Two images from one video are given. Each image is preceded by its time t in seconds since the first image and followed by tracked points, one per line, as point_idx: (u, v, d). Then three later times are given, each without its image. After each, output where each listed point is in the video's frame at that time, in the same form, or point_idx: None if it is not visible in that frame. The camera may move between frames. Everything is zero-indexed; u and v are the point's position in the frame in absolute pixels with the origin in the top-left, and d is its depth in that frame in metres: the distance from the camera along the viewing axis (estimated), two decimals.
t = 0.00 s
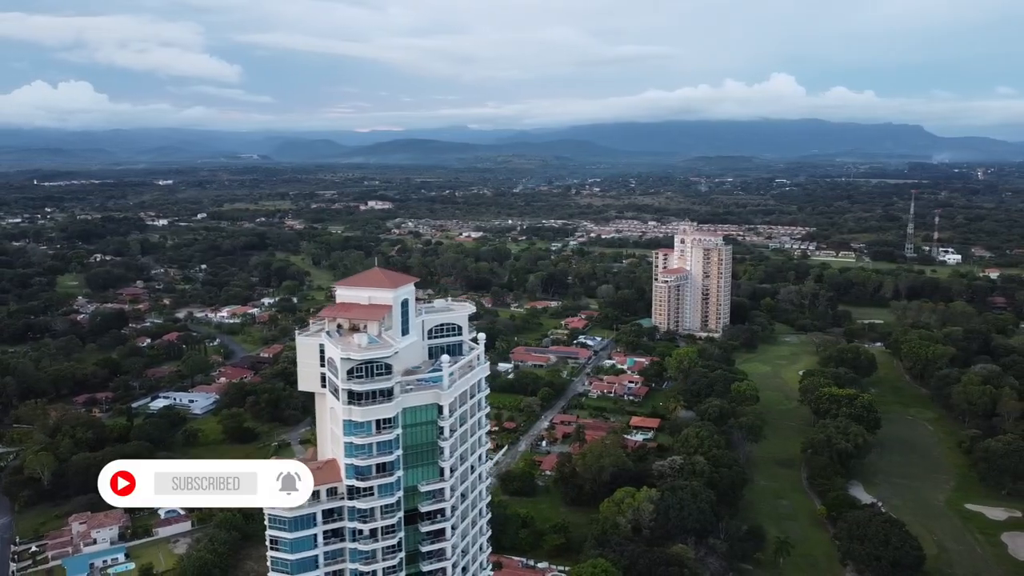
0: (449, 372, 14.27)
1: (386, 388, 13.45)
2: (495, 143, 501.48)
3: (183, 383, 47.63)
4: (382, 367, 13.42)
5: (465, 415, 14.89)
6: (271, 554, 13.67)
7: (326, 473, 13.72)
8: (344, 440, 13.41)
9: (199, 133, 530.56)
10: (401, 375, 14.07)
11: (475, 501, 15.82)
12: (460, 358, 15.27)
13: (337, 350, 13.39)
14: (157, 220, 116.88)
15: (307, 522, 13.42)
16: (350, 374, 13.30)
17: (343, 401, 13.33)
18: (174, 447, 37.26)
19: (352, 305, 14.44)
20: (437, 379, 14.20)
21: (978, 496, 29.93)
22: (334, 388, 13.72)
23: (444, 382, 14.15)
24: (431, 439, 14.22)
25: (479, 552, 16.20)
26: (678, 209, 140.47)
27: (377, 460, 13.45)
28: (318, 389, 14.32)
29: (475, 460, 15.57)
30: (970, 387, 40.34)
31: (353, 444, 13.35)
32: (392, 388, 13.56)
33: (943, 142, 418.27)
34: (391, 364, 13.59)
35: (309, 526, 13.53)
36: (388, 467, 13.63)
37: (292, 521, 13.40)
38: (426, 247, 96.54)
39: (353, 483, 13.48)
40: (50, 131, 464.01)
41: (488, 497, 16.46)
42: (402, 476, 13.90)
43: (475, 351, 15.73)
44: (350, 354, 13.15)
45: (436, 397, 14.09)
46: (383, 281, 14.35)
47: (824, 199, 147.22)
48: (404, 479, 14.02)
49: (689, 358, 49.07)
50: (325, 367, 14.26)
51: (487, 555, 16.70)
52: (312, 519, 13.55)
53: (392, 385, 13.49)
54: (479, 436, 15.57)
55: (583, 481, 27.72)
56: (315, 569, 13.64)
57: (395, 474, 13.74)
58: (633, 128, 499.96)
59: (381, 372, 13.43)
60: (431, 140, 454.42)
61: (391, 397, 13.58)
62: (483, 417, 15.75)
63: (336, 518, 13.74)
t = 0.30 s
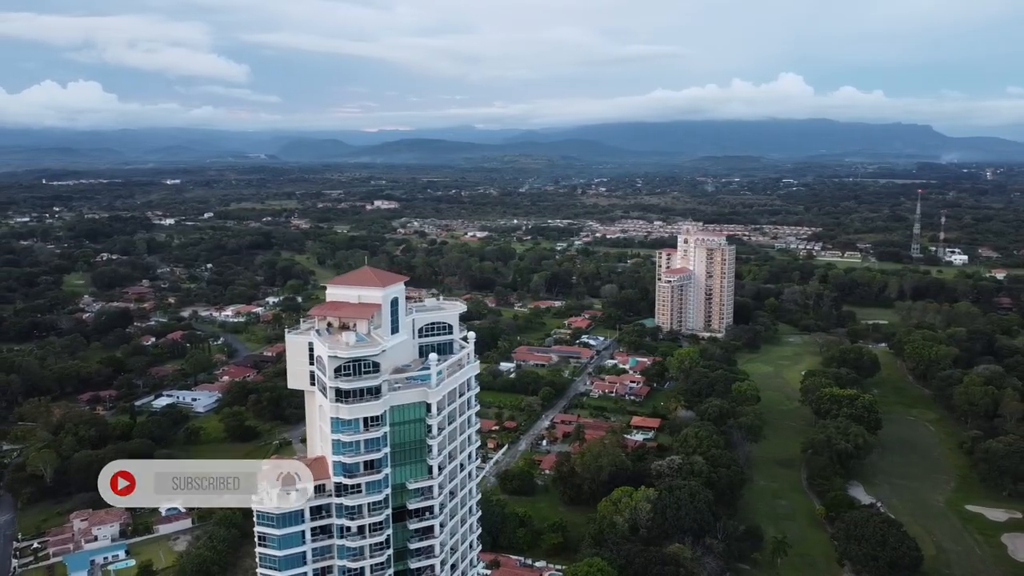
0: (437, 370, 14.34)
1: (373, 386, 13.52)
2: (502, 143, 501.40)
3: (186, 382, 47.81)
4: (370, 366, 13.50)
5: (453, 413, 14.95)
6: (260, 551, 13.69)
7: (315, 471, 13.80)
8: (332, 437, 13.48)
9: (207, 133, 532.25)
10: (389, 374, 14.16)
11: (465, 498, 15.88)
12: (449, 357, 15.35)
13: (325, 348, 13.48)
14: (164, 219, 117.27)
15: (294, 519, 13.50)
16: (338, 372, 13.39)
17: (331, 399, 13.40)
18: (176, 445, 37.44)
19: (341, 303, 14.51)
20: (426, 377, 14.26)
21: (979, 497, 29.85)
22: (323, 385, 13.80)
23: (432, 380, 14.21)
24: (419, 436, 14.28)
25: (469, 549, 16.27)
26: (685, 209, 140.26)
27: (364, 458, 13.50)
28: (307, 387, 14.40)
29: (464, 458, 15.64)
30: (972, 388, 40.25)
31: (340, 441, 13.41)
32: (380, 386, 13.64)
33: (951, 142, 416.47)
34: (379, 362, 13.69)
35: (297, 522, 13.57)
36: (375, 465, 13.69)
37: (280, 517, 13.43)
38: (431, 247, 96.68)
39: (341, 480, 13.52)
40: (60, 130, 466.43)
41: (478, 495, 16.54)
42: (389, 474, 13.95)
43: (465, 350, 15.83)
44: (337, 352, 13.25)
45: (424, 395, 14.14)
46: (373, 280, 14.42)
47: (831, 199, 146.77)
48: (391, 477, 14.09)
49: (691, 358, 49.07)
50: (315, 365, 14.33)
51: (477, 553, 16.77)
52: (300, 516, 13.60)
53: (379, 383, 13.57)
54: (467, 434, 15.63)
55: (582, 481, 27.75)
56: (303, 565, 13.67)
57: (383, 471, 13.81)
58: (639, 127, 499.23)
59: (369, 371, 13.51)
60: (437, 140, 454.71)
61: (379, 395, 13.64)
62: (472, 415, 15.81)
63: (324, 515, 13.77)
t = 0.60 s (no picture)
0: (434, 368, 14.41)
1: (369, 384, 13.62)
2: (516, 143, 501.38)
3: (199, 379, 48.23)
4: (365, 363, 13.62)
5: (451, 411, 15.04)
6: (257, 546, 13.77)
7: (311, 467, 13.83)
8: (328, 434, 13.56)
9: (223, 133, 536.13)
10: (385, 372, 14.28)
11: (463, 496, 15.97)
12: (447, 356, 15.44)
13: (321, 347, 13.60)
14: (180, 218, 118.32)
15: (290, 515, 13.54)
16: (333, 370, 13.51)
17: (327, 397, 13.51)
18: (187, 442, 37.77)
19: (339, 301, 14.61)
20: (422, 375, 14.34)
21: (990, 500, 29.57)
22: (319, 383, 13.92)
23: (428, 378, 14.29)
24: (416, 434, 14.36)
25: (466, 546, 16.35)
26: (699, 209, 139.66)
27: (360, 455, 13.58)
28: (306, 384, 14.54)
29: (462, 456, 15.71)
30: (985, 390, 39.87)
31: (336, 438, 13.49)
32: (376, 384, 13.73)
33: (971, 142, 411.90)
34: (375, 359, 13.82)
35: (294, 518, 13.65)
36: (371, 462, 13.78)
37: (276, 514, 13.49)
38: (444, 246, 96.89)
39: (337, 477, 13.61)
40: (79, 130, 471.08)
41: (476, 492, 16.64)
42: (385, 471, 14.05)
43: (464, 348, 15.92)
44: (333, 349, 13.40)
45: (420, 393, 14.22)
46: (370, 279, 14.51)
47: (848, 200, 145.53)
48: (387, 474, 14.17)
49: (701, 358, 48.92)
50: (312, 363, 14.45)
51: (474, 551, 16.84)
52: (296, 512, 13.66)
53: (376, 380, 13.70)
54: (465, 432, 15.71)
55: (588, 480, 27.77)
56: (299, 561, 13.77)
57: (379, 468, 13.90)
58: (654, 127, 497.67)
59: (364, 368, 13.62)
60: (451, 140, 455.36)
61: (375, 392, 13.76)
62: (470, 413, 15.89)
63: (321, 511, 13.86)
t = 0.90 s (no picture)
0: (436, 367, 14.51)
1: (372, 381, 13.70)
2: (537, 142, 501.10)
3: (218, 376, 48.76)
4: (368, 361, 13.69)
5: (453, 409, 15.11)
6: (260, 540, 13.93)
7: (314, 463, 13.98)
8: (331, 431, 13.67)
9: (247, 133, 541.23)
10: (388, 369, 14.32)
11: (466, 494, 16.03)
12: (451, 355, 15.53)
13: (325, 344, 13.68)
14: (204, 217, 119.64)
15: (293, 510, 13.70)
16: (337, 367, 13.58)
17: (330, 394, 13.59)
18: (205, 438, 38.19)
19: (344, 299, 14.69)
20: (424, 374, 14.44)
21: (1011, 505, 29.08)
22: (323, 380, 14.01)
23: (431, 376, 14.38)
24: (418, 432, 14.44)
25: (469, 544, 16.40)
26: (721, 209, 138.66)
27: (363, 452, 13.67)
28: (310, 381, 14.63)
29: (465, 454, 15.78)
30: (1007, 394, 39.21)
31: (339, 435, 13.61)
32: (379, 381, 13.80)
33: (999, 142, 405.11)
34: (377, 357, 13.86)
35: (296, 513, 13.79)
36: (374, 458, 13.86)
37: (279, 508, 13.64)
38: (464, 246, 97.07)
39: (340, 473, 13.71)
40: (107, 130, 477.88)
41: (480, 490, 16.65)
42: (388, 468, 14.13)
43: (468, 348, 16.01)
44: (335, 347, 13.44)
45: (423, 391, 14.31)
46: (375, 277, 14.57)
47: (872, 200, 143.75)
48: (390, 471, 14.25)
49: (718, 359, 48.61)
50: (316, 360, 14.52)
51: (478, 548, 16.85)
52: (299, 506, 13.81)
53: (378, 377, 13.73)
54: (468, 431, 15.78)
55: (601, 480, 27.73)
56: (302, 556, 13.89)
57: (381, 465, 13.98)
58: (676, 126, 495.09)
59: (367, 366, 13.69)
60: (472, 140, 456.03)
61: (377, 390, 13.80)
62: (473, 412, 15.95)
63: (324, 507, 13.98)
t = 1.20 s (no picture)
0: (439, 364, 14.58)
1: (374, 378, 13.81)
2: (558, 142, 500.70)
3: (237, 373, 49.24)
4: (370, 358, 13.82)
5: (457, 407, 15.15)
6: (265, 533, 14.09)
7: (317, 459, 14.11)
8: (334, 427, 13.78)
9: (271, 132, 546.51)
10: (392, 366, 14.42)
11: (469, 491, 16.06)
12: (455, 352, 15.61)
13: (328, 341, 13.80)
14: (227, 216, 120.83)
15: (295, 506, 13.83)
16: (339, 364, 13.70)
17: (333, 391, 13.73)
18: (222, 434, 38.59)
19: (349, 297, 14.80)
20: (427, 371, 14.52)
21: None
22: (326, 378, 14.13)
23: (433, 373, 14.45)
24: (420, 429, 14.51)
25: (474, 541, 16.44)
26: (743, 210, 137.63)
27: (365, 448, 13.78)
28: (315, 379, 14.76)
29: (469, 452, 15.81)
30: None
31: (341, 432, 13.71)
32: (381, 378, 13.91)
33: None
34: (380, 354, 13.97)
35: (300, 509, 13.93)
36: (376, 455, 13.97)
37: (282, 504, 13.79)
38: (483, 245, 97.22)
39: (342, 469, 13.84)
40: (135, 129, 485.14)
41: (484, 488, 16.66)
42: (391, 464, 14.22)
43: (473, 346, 16.08)
44: (338, 344, 13.56)
45: (425, 388, 14.38)
46: (379, 276, 14.64)
47: (897, 201, 142.02)
48: (392, 468, 14.34)
49: (735, 360, 48.29)
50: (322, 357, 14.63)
51: (482, 547, 16.84)
52: (302, 502, 13.95)
53: (380, 374, 13.85)
54: (472, 429, 15.80)
55: (614, 480, 27.69)
56: (305, 551, 14.02)
57: (384, 462, 14.07)
58: (698, 126, 492.18)
59: (369, 363, 13.82)
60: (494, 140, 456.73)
61: (379, 387, 13.92)
62: (477, 409, 15.98)
63: (327, 502, 14.11)
